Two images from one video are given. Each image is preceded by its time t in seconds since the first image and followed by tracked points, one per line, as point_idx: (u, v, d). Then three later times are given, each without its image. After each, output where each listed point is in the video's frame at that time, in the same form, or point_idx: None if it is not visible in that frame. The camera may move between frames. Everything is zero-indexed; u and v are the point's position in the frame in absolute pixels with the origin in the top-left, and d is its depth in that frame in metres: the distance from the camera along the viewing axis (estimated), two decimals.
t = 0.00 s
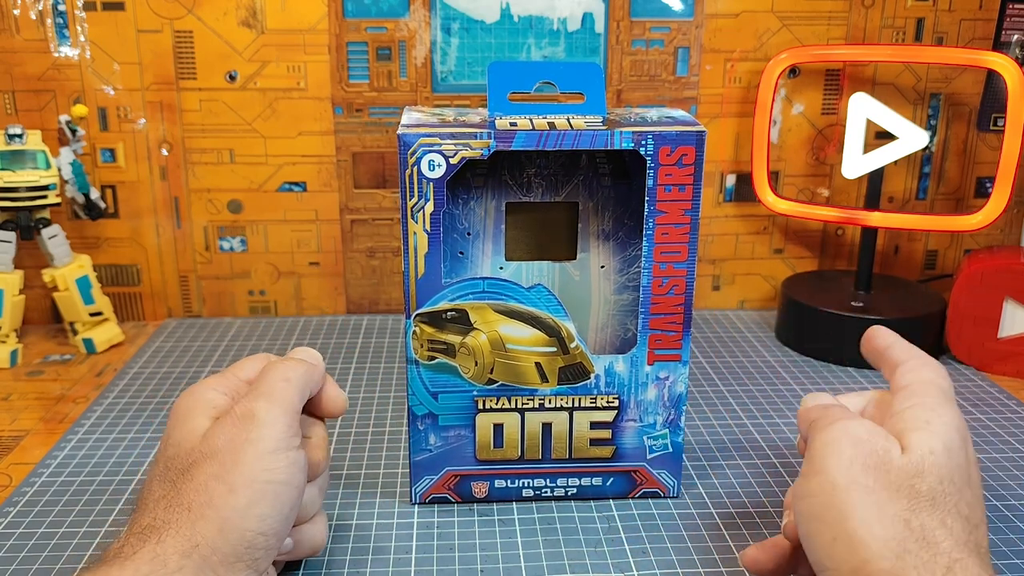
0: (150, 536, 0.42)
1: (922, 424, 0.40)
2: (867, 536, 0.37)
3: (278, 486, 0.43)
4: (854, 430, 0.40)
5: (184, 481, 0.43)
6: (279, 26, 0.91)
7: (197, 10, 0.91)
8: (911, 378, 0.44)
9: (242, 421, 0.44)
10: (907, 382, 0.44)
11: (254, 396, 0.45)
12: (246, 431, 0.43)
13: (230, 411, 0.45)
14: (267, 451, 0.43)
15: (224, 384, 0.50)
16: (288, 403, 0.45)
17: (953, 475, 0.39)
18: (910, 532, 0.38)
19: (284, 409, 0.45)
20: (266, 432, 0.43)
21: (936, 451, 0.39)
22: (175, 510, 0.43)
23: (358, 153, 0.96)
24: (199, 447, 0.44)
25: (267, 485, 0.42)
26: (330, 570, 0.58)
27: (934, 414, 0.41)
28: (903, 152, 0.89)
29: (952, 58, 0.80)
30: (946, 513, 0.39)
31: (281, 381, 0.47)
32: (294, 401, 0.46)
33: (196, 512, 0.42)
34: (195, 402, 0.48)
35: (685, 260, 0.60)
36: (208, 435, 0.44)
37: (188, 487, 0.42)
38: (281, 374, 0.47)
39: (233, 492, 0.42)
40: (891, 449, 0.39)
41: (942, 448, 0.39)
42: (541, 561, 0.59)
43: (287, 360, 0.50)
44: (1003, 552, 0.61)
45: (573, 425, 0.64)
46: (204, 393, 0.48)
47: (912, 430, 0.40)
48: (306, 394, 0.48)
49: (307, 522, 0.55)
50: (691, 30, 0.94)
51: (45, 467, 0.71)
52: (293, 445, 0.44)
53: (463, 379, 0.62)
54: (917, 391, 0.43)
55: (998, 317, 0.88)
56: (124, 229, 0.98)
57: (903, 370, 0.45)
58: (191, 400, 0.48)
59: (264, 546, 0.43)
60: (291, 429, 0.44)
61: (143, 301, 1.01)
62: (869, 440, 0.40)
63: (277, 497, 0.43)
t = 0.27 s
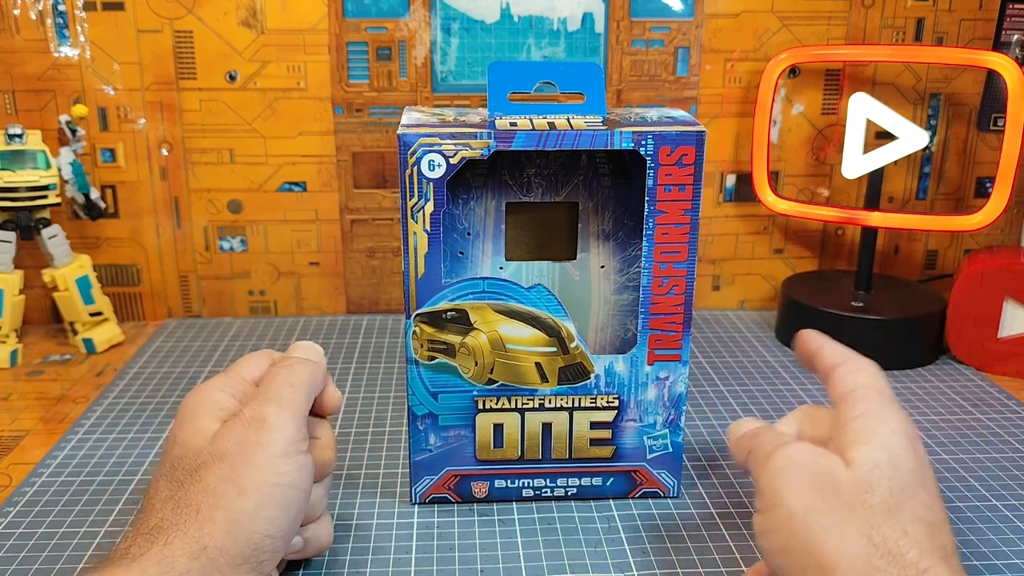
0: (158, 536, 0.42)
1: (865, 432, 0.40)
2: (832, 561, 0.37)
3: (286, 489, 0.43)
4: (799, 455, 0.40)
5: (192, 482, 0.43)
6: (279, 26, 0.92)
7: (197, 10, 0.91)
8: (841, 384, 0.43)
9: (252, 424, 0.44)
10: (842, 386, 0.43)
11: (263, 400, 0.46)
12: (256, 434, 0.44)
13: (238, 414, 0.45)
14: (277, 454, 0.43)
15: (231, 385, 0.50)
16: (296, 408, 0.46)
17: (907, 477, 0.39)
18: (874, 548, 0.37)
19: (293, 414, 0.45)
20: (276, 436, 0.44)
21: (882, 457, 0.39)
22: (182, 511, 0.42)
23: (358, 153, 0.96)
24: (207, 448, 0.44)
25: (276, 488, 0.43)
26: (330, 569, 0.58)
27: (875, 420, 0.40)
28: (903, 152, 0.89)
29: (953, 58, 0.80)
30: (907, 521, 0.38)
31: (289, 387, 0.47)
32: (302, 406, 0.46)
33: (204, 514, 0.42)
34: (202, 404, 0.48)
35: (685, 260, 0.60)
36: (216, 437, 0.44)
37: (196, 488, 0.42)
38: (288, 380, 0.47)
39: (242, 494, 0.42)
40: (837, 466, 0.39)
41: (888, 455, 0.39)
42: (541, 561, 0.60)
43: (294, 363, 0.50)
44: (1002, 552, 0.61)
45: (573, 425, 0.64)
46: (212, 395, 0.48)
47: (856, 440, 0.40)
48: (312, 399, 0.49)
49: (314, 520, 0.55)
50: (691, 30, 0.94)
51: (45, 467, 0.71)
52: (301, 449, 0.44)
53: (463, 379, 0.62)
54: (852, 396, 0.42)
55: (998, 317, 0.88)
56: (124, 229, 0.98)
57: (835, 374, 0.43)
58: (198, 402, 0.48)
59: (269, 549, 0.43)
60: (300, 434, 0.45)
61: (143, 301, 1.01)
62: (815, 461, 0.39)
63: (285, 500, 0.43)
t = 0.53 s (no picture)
0: (157, 537, 0.42)
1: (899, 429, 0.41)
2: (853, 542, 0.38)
3: (286, 491, 0.43)
4: (832, 440, 0.41)
5: (193, 482, 0.43)
6: (279, 26, 0.92)
7: (197, 10, 0.91)
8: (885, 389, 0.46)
9: (253, 425, 0.44)
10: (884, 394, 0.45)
11: (265, 402, 0.45)
12: (257, 435, 0.43)
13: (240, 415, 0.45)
14: (277, 455, 0.43)
15: (233, 387, 0.49)
16: (297, 409, 0.46)
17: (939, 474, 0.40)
18: (897, 535, 0.38)
19: (293, 416, 0.45)
20: (277, 438, 0.44)
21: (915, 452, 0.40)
22: (183, 511, 0.42)
23: (358, 153, 0.96)
24: (208, 449, 0.44)
25: (276, 490, 0.43)
26: (330, 569, 0.58)
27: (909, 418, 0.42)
28: (903, 152, 0.89)
29: (952, 58, 0.80)
30: (932, 515, 0.39)
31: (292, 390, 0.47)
32: (303, 408, 0.46)
33: (204, 515, 0.42)
34: (203, 405, 0.47)
35: (685, 260, 0.60)
36: (217, 437, 0.44)
37: (197, 489, 0.42)
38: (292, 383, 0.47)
39: (242, 496, 0.42)
40: (870, 456, 0.40)
41: (920, 450, 0.40)
42: (541, 561, 0.60)
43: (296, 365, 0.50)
44: (1002, 552, 0.61)
45: (573, 425, 0.64)
46: (215, 396, 0.48)
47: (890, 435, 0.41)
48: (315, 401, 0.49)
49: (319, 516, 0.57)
50: (691, 30, 0.94)
51: (45, 467, 0.71)
52: (301, 451, 0.44)
53: (463, 379, 0.62)
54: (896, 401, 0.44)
55: (998, 317, 0.88)
56: (124, 229, 0.98)
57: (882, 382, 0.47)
58: (201, 403, 0.47)
59: (270, 550, 0.43)
60: (300, 436, 0.45)
61: (143, 301, 1.01)
62: (846, 448, 0.41)
63: (284, 502, 0.43)
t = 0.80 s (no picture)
0: (151, 536, 0.42)
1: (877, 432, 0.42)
2: (838, 550, 0.38)
3: (276, 488, 0.43)
4: (810, 447, 0.41)
5: (185, 483, 0.43)
6: (279, 26, 0.92)
7: (197, 10, 0.91)
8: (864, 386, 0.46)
9: (242, 423, 0.44)
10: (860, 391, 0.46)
11: (256, 399, 0.45)
12: (246, 433, 0.43)
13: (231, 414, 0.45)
14: (266, 452, 0.43)
15: (230, 386, 0.50)
16: (288, 406, 0.45)
17: (919, 477, 0.40)
18: (879, 543, 0.38)
19: (284, 412, 0.45)
20: (266, 435, 0.43)
21: (895, 456, 0.40)
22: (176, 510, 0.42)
23: (358, 153, 0.96)
24: (199, 448, 0.44)
25: (265, 488, 0.42)
26: (330, 569, 0.58)
27: (887, 418, 0.42)
28: (903, 152, 0.89)
29: (952, 58, 0.80)
30: (914, 520, 0.39)
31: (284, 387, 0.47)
32: (296, 404, 0.46)
33: (197, 515, 0.42)
34: (198, 405, 0.48)
35: (685, 260, 0.60)
36: (208, 437, 0.44)
37: (188, 490, 0.42)
38: (285, 379, 0.47)
39: (231, 494, 0.42)
40: (849, 462, 0.40)
41: (898, 453, 0.40)
42: (541, 561, 0.60)
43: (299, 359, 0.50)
44: (1002, 552, 0.61)
45: (573, 425, 0.64)
46: (210, 396, 0.48)
47: (868, 438, 0.41)
48: (313, 395, 0.48)
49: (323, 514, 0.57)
50: (691, 30, 0.94)
51: (44, 467, 0.71)
52: (292, 447, 0.44)
53: (464, 379, 0.62)
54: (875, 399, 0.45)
55: (998, 317, 0.88)
56: (124, 229, 0.98)
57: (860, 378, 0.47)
58: (197, 403, 0.48)
59: (263, 549, 0.43)
60: (291, 432, 0.44)
61: (143, 301, 1.01)
62: (826, 453, 0.41)
63: (275, 499, 0.43)
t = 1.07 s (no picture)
0: (148, 534, 0.42)
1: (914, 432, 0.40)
2: (870, 536, 0.36)
3: (271, 484, 0.43)
4: (845, 436, 0.40)
5: (180, 481, 0.43)
6: (279, 26, 0.92)
7: (197, 10, 0.91)
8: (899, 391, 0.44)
9: (236, 420, 0.44)
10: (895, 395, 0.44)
11: (249, 397, 0.46)
12: (240, 430, 0.43)
13: (224, 412, 0.45)
14: (260, 448, 0.43)
15: (222, 388, 0.50)
16: (282, 403, 0.46)
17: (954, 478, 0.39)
18: (912, 532, 0.36)
19: (277, 409, 0.45)
20: (260, 432, 0.44)
21: (932, 451, 0.39)
22: (171, 508, 0.42)
23: (358, 153, 0.96)
24: (193, 446, 0.44)
25: (260, 484, 0.43)
26: (329, 569, 0.58)
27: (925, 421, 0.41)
28: (903, 152, 0.89)
29: (952, 58, 0.80)
30: (948, 516, 0.37)
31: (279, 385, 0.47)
32: (288, 401, 0.46)
33: (193, 513, 0.41)
34: (190, 406, 0.48)
35: (685, 260, 0.60)
36: (202, 434, 0.44)
37: (183, 487, 0.42)
38: (277, 380, 0.48)
39: (227, 490, 0.42)
40: (885, 454, 0.39)
41: (936, 450, 0.39)
42: (541, 561, 0.60)
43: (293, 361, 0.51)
44: (1003, 552, 0.61)
45: (573, 425, 0.64)
46: (203, 397, 0.48)
47: (906, 435, 0.40)
48: (306, 394, 0.49)
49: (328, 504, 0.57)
50: (691, 30, 0.94)
51: (44, 466, 0.71)
52: (286, 442, 0.44)
53: (463, 379, 0.62)
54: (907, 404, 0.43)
55: (998, 317, 0.88)
56: (124, 229, 0.98)
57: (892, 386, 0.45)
58: (190, 403, 0.48)
59: (259, 545, 0.44)
60: (284, 428, 0.45)
61: (143, 301, 1.01)
62: (862, 442, 0.39)
63: (270, 495, 0.43)
